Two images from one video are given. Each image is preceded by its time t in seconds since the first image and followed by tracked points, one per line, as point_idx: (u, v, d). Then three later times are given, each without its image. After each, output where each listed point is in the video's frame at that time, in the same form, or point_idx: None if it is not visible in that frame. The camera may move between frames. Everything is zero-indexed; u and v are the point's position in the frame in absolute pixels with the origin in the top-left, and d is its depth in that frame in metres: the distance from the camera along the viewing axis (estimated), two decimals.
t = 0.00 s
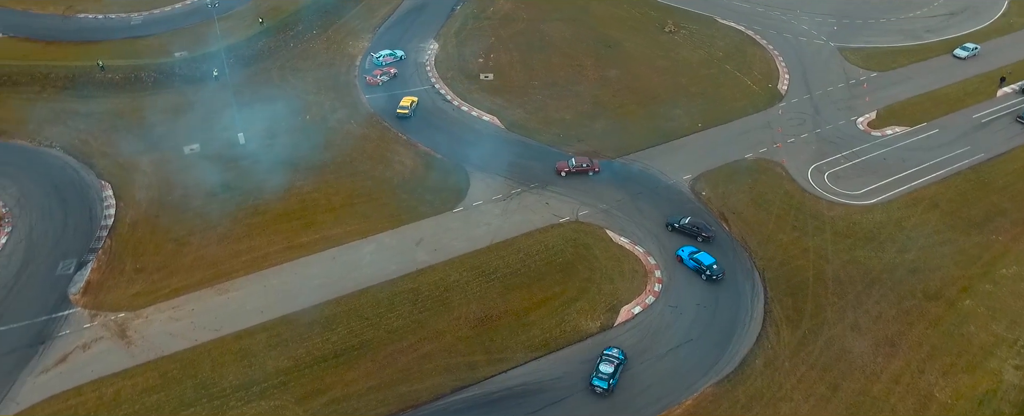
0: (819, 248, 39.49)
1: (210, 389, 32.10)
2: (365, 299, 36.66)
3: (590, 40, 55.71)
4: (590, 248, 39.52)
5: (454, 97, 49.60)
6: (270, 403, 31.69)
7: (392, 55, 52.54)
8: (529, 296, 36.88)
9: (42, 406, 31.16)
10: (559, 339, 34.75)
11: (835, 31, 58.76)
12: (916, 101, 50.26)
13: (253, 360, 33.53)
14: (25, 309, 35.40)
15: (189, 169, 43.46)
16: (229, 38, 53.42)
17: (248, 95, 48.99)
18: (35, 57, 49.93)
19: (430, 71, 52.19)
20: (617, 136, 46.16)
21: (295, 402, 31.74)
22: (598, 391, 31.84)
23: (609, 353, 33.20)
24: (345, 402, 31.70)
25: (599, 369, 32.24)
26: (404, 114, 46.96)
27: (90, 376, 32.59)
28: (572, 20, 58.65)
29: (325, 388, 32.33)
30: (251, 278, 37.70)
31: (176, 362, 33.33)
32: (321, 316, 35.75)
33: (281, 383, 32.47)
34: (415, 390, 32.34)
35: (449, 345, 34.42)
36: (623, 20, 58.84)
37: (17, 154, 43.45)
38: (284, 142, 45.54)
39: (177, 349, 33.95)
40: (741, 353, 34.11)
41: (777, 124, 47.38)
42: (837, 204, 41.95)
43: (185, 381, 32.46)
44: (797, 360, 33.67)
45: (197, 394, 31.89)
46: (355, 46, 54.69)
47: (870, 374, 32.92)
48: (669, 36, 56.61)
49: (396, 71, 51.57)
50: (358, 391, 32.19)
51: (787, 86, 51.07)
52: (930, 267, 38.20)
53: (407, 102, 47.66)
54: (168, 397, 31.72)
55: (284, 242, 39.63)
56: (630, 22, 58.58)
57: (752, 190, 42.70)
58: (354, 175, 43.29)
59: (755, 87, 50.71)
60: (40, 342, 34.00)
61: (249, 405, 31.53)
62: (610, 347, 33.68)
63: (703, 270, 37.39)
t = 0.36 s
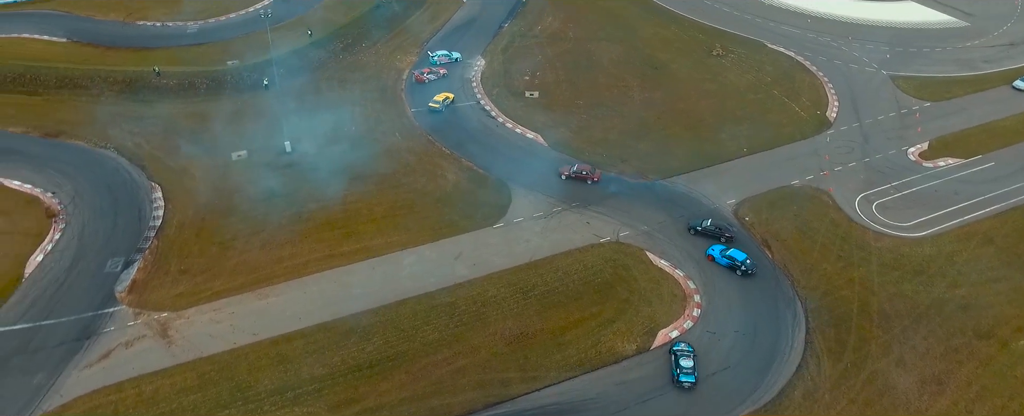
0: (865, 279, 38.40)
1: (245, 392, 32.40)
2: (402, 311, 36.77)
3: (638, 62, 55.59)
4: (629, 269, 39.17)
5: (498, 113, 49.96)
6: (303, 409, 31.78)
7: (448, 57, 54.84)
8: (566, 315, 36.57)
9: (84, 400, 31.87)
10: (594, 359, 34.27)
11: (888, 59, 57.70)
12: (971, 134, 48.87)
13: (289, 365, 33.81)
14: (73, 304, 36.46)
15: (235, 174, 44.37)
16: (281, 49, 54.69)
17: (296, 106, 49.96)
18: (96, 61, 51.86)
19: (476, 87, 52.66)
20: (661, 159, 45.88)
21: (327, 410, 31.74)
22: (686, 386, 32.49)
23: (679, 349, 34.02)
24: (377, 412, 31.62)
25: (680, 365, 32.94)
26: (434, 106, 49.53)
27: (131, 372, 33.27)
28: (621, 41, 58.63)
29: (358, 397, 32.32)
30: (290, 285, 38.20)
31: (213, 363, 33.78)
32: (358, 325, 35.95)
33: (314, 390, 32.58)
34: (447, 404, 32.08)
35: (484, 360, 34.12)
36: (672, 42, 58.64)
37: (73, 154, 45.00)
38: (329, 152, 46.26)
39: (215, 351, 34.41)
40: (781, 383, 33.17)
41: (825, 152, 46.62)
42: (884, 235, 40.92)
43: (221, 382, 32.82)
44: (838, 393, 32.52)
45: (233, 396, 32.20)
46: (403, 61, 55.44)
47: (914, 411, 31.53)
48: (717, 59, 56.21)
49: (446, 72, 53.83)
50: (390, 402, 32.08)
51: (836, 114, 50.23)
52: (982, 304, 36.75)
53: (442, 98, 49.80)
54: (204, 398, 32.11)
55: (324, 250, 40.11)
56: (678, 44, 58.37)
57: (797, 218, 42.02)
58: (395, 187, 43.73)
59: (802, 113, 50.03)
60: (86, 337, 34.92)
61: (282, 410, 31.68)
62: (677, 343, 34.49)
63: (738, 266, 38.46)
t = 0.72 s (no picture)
0: (914, 315, 37.09)
1: (281, 399, 32.67)
2: (439, 325, 36.76)
3: (686, 86, 55.14)
4: (670, 294, 38.58)
5: (543, 132, 50.08)
6: None
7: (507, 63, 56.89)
8: (605, 337, 36.06)
9: (127, 396, 32.63)
10: (630, 383, 33.62)
11: (945, 90, 55.88)
12: None
13: (325, 374, 34.02)
14: (121, 303, 37.51)
15: (281, 183, 45.25)
16: (333, 63, 55.89)
17: (344, 118, 50.75)
18: (156, 70, 53.83)
19: (523, 107, 52.87)
20: (706, 184, 45.44)
21: None
22: (759, 384, 33.11)
23: (740, 349, 34.74)
24: None
25: (750, 364, 33.52)
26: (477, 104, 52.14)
27: (173, 372, 33.95)
28: (669, 64, 58.27)
29: (392, 409, 32.28)
30: (330, 294, 38.58)
31: (251, 368, 34.21)
32: (394, 337, 36.04)
33: (349, 400, 32.66)
34: None
35: (519, 379, 33.79)
36: (721, 67, 58.05)
37: (129, 158, 46.54)
38: (374, 164, 46.86)
39: (254, 357, 34.86)
40: None
41: (876, 183, 45.61)
42: (936, 271, 39.67)
43: (258, 388, 33.17)
44: None
45: (269, 402, 32.49)
46: (451, 78, 55.92)
47: None
48: (767, 86, 55.35)
49: (502, 77, 55.79)
50: None
51: (888, 145, 49.09)
52: None
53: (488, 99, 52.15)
54: (241, 402, 32.46)
55: (365, 262, 40.48)
56: (727, 69, 57.67)
57: (844, 249, 41.10)
58: (438, 203, 44.09)
59: (853, 143, 49.02)
60: (131, 336, 35.81)
61: None
62: (736, 345, 35.23)
63: (766, 268, 39.35)
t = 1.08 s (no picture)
0: (954, 348, 35.92)
1: (308, 409, 32.91)
2: (467, 341, 36.69)
3: (724, 107, 54.33)
4: (702, 318, 38.02)
5: (577, 151, 49.75)
6: None
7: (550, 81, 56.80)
8: (633, 359, 35.63)
9: (159, 400, 33.17)
10: (658, 407, 33.07)
11: (991, 119, 53.83)
12: None
13: (352, 385, 34.18)
14: (156, 308, 38.25)
15: (316, 195, 45.80)
16: (371, 77, 56.42)
17: (380, 132, 51.15)
18: (199, 81, 55.27)
19: (559, 126, 52.39)
20: (739, 207, 45.00)
21: None
22: (808, 379, 33.95)
23: (778, 349, 35.45)
24: None
25: (796, 361, 34.28)
26: (516, 107, 53.53)
27: (204, 378, 34.42)
28: (705, 85, 57.36)
29: None
30: (360, 307, 38.82)
31: (280, 377, 34.53)
32: (422, 351, 36.09)
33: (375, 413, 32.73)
34: None
35: (546, 398, 33.56)
36: (760, 90, 56.74)
37: (168, 165, 47.62)
38: (408, 179, 47.15)
39: (283, 366, 35.20)
40: None
41: (917, 212, 44.61)
42: (979, 304, 38.52)
43: (286, 397, 33.46)
44: None
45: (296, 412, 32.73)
46: (486, 95, 55.81)
47: None
48: (806, 111, 54.07)
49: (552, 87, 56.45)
50: None
51: (931, 172, 47.84)
52: None
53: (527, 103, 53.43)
54: (269, 410, 32.75)
55: (396, 276, 40.69)
56: (766, 93, 56.33)
57: (882, 278, 40.14)
58: (471, 219, 44.23)
59: (893, 170, 47.95)
60: (164, 341, 36.42)
61: None
62: (773, 345, 35.89)
63: (779, 271, 40.03)
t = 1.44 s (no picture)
0: (988, 380, 35.09)
1: None
2: (489, 359, 36.59)
3: (752, 130, 53.95)
4: (728, 343, 37.55)
5: (604, 171, 49.60)
6: None
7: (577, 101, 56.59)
8: (657, 382, 35.26)
9: (183, 410, 33.44)
10: None
11: None
12: None
13: (375, 402, 34.21)
14: (183, 318, 38.67)
15: (343, 210, 46.13)
16: (399, 95, 56.90)
17: (408, 149, 51.47)
18: (231, 95, 56.19)
19: (586, 145, 52.24)
20: (766, 231, 44.62)
21: None
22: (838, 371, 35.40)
23: (803, 347, 36.47)
24: None
25: (825, 357, 35.44)
26: (551, 115, 55.24)
27: (228, 389, 34.66)
28: (733, 107, 56.95)
29: None
30: (384, 322, 38.89)
31: (303, 391, 34.66)
32: (445, 369, 36.06)
33: None
34: None
35: None
36: (790, 114, 56.06)
37: (198, 177, 48.32)
38: (434, 196, 47.35)
39: (307, 380, 35.34)
40: None
41: (949, 239, 43.87)
42: (1014, 336, 37.66)
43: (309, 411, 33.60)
44: None
45: None
46: (514, 114, 55.89)
47: None
48: (836, 135, 53.39)
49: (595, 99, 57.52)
50: None
51: (965, 199, 47.04)
52: None
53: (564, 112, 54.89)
54: None
55: (420, 292, 40.75)
56: (795, 117, 55.71)
57: (913, 306, 39.43)
58: (496, 238, 44.26)
59: (926, 196, 47.23)
60: (190, 352, 36.76)
61: None
62: (796, 344, 36.86)
63: (778, 275, 40.83)
